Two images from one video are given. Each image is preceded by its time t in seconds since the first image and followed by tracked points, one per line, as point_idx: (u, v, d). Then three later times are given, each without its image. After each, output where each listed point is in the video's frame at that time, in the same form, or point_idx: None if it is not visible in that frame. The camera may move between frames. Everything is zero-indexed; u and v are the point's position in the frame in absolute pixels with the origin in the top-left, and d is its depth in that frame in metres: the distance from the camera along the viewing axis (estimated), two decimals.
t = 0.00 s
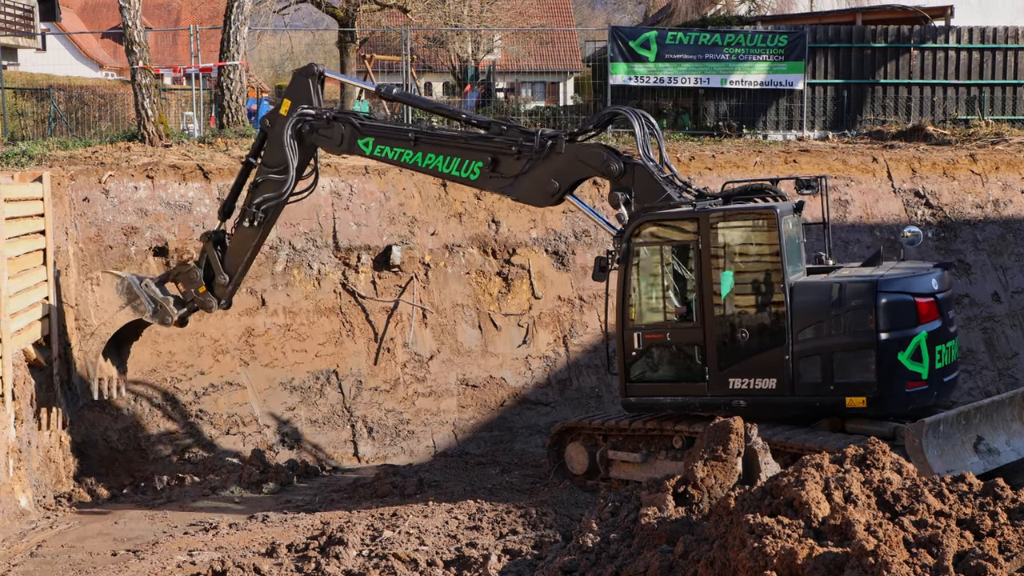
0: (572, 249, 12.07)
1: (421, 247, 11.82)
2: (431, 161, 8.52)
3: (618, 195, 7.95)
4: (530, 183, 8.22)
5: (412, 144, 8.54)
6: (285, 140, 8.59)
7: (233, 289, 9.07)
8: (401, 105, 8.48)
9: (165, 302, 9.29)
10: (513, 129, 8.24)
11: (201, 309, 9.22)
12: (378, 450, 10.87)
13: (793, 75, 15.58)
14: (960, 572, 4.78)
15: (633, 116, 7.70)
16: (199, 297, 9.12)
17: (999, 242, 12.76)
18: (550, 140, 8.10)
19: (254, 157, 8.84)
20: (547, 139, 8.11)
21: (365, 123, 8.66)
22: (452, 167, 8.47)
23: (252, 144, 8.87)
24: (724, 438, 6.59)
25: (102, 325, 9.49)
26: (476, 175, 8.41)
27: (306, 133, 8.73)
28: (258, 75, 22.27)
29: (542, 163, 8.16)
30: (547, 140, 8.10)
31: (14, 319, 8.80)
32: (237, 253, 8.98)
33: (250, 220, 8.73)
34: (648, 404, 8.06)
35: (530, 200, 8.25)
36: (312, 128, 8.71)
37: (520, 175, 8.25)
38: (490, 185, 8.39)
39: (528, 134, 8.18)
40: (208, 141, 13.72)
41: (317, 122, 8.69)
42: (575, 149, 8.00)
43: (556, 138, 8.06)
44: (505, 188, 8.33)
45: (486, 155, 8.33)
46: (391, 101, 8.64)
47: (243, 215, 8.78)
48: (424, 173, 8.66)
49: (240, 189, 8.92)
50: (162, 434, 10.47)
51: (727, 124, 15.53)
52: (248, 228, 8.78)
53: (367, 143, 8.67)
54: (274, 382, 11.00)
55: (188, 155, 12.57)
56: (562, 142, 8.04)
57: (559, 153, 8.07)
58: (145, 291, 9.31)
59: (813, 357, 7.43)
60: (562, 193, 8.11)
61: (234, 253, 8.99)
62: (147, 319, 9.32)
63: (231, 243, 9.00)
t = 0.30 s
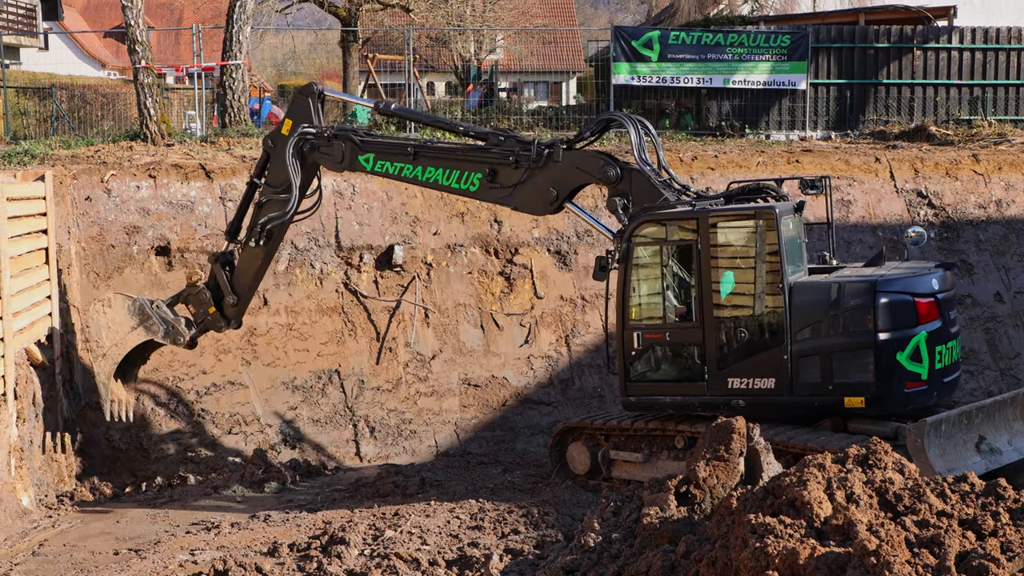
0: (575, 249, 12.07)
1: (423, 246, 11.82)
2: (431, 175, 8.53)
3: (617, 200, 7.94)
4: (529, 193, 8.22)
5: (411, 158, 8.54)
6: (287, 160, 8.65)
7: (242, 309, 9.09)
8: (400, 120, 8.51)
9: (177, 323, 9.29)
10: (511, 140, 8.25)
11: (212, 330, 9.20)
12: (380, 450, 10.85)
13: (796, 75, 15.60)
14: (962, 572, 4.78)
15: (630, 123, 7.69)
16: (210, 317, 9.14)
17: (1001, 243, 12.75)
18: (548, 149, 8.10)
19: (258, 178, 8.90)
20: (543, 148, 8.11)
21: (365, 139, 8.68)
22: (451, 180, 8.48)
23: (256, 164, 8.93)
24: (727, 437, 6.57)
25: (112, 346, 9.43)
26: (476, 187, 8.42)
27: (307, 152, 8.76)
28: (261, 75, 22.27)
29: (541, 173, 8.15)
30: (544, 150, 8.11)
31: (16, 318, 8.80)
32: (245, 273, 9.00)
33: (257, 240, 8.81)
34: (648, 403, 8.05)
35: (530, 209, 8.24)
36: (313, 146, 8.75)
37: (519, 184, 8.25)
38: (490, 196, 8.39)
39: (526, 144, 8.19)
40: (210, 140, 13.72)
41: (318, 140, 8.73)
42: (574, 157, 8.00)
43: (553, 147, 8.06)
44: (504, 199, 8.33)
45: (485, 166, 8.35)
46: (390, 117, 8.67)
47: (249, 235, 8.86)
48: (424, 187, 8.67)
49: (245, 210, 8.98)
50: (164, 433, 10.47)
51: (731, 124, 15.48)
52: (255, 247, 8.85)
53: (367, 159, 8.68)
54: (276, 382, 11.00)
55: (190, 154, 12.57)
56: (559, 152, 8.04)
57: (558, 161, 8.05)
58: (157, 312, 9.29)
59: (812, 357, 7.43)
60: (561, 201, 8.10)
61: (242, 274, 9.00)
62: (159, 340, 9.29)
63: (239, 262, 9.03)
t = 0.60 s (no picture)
0: (575, 248, 12.07)
1: (424, 245, 11.81)
2: (429, 187, 8.56)
3: (612, 205, 7.99)
4: (525, 201, 8.25)
5: (409, 171, 8.58)
6: (287, 179, 8.66)
7: (247, 328, 9.11)
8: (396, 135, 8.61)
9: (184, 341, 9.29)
10: (505, 150, 8.30)
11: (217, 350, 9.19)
12: (381, 448, 10.85)
13: (797, 74, 15.58)
14: (962, 571, 4.78)
15: (621, 128, 7.73)
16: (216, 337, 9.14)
17: (1002, 242, 12.75)
18: (542, 157, 8.14)
19: (258, 199, 8.92)
20: (538, 157, 8.14)
21: (363, 156, 8.72)
22: (450, 192, 8.51)
23: (257, 184, 8.94)
24: (727, 436, 6.56)
25: (120, 366, 9.24)
26: (473, 198, 8.44)
27: (307, 171, 8.79)
28: (261, 74, 22.25)
29: (537, 181, 8.18)
30: (538, 158, 8.14)
31: (16, 317, 8.79)
32: (250, 292, 9.01)
33: (259, 258, 8.80)
34: (646, 402, 8.06)
35: (527, 217, 8.27)
36: (312, 164, 8.78)
37: (516, 193, 8.27)
38: (488, 206, 8.40)
39: (521, 153, 8.22)
40: (210, 139, 13.71)
41: (317, 158, 8.76)
42: (569, 164, 8.04)
43: (548, 156, 8.12)
44: (502, 209, 8.35)
45: (481, 177, 8.37)
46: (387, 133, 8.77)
47: (251, 253, 8.84)
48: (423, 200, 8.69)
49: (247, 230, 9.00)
50: (164, 431, 10.47)
51: (731, 123, 15.46)
52: (258, 266, 8.85)
53: (366, 174, 8.71)
54: (276, 380, 11.01)
55: (190, 153, 12.57)
56: (553, 159, 8.10)
57: (553, 169, 8.11)
58: (165, 332, 9.26)
59: (810, 355, 7.44)
60: (557, 209, 8.12)
61: (247, 294, 9.02)
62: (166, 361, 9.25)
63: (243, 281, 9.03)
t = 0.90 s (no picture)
0: (574, 246, 12.07)
1: (423, 243, 11.81)
2: (424, 195, 8.55)
3: (609, 208, 7.94)
4: (521, 206, 8.22)
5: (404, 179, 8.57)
6: (280, 189, 8.70)
7: (241, 338, 9.11)
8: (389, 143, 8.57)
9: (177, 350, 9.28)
10: (499, 155, 8.28)
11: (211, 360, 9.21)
12: (379, 446, 10.85)
13: (796, 73, 15.59)
14: (960, 570, 4.79)
15: (616, 131, 7.70)
16: (209, 347, 9.16)
17: (1000, 241, 12.76)
18: (536, 161, 8.10)
19: (253, 209, 8.99)
20: (532, 161, 8.11)
21: (357, 165, 8.70)
22: (445, 200, 8.50)
23: (253, 194, 9.00)
24: (726, 434, 6.54)
25: (114, 375, 9.26)
26: (469, 205, 8.43)
27: (301, 181, 8.77)
28: (260, 71, 22.25)
29: (532, 186, 8.15)
30: (532, 163, 8.11)
31: (16, 314, 8.80)
32: (244, 302, 9.02)
33: (253, 269, 8.84)
34: (645, 400, 8.06)
35: (522, 222, 8.24)
36: (306, 176, 8.76)
37: (511, 199, 8.25)
38: (482, 212, 8.38)
39: (515, 158, 8.20)
40: (209, 136, 13.70)
41: (311, 169, 8.75)
42: (564, 168, 7.99)
43: (542, 160, 8.07)
44: (497, 215, 8.33)
45: (476, 184, 8.36)
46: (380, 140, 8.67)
47: (245, 263, 8.89)
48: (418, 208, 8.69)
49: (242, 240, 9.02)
50: (163, 429, 10.47)
51: (730, 121, 15.45)
52: (251, 276, 8.88)
53: (360, 184, 8.70)
54: (275, 378, 11.01)
55: (189, 151, 12.56)
56: (547, 163, 8.05)
57: (548, 173, 8.07)
58: (158, 341, 9.25)
59: (809, 354, 7.44)
60: (553, 213, 8.09)
61: (241, 304, 9.03)
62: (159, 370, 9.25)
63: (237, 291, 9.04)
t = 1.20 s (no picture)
0: (572, 244, 12.07)
1: (420, 241, 11.80)
2: (418, 205, 8.57)
3: (602, 211, 7.97)
4: (515, 212, 8.22)
5: (397, 189, 8.58)
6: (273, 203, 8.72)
7: (231, 349, 9.16)
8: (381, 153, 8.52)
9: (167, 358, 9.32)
10: (492, 162, 8.26)
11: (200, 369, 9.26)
12: (377, 445, 10.86)
13: (794, 71, 15.51)
14: (958, 568, 4.79)
15: (608, 135, 7.68)
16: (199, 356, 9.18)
17: (998, 239, 12.77)
18: (529, 167, 8.09)
19: (246, 220, 8.94)
20: (525, 167, 8.11)
21: (350, 176, 8.71)
22: (439, 208, 8.51)
23: (246, 204, 8.98)
24: (723, 433, 6.55)
25: (102, 379, 9.28)
26: (463, 213, 8.44)
27: (295, 194, 8.81)
28: (258, 70, 22.25)
29: (525, 192, 8.16)
30: (525, 169, 8.11)
31: (13, 312, 8.80)
32: (236, 311, 9.07)
33: (245, 280, 8.86)
34: (643, 399, 8.07)
35: (517, 228, 8.25)
36: (299, 189, 8.80)
37: (506, 205, 8.25)
38: (477, 220, 8.39)
39: (508, 165, 8.19)
40: (207, 134, 13.70)
41: (304, 182, 8.79)
42: (556, 173, 8.00)
43: (535, 165, 8.07)
44: (491, 221, 8.34)
45: (469, 192, 8.37)
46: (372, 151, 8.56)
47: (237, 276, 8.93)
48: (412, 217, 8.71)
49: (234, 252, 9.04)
50: (160, 427, 10.46)
51: (727, 120, 15.52)
52: (243, 288, 8.91)
53: (354, 196, 8.71)
54: (273, 376, 11.01)
55: (186, 149, 12.56)
56: (540, 168, 8.05)
57: (541, 178, 8.08)
58: (149, 347, 9.30)
59: (807, 352, 7.44)
60: (547, 218, 8.11)
61: (233, 313, 9.07)
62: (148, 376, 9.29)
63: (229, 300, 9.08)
